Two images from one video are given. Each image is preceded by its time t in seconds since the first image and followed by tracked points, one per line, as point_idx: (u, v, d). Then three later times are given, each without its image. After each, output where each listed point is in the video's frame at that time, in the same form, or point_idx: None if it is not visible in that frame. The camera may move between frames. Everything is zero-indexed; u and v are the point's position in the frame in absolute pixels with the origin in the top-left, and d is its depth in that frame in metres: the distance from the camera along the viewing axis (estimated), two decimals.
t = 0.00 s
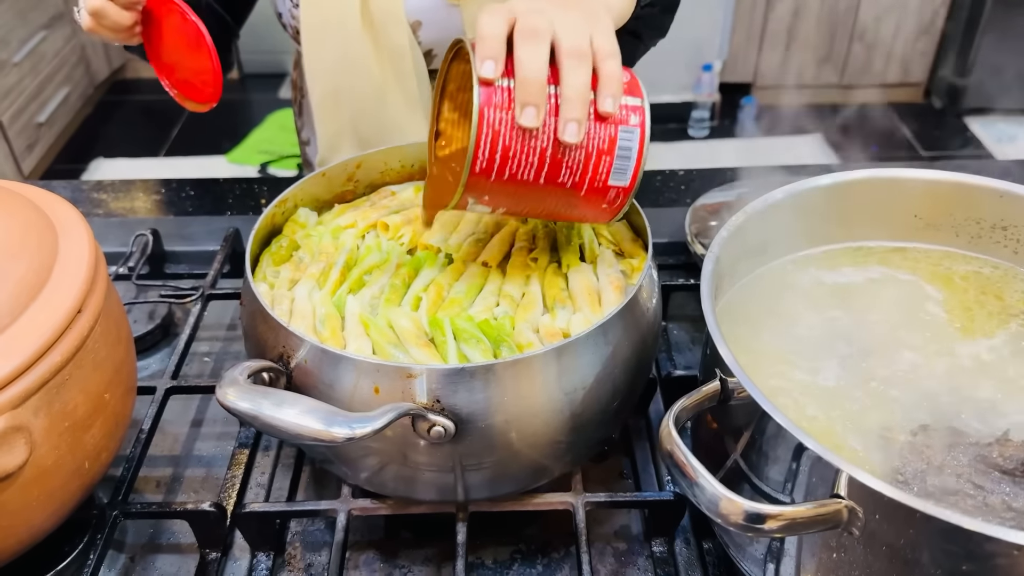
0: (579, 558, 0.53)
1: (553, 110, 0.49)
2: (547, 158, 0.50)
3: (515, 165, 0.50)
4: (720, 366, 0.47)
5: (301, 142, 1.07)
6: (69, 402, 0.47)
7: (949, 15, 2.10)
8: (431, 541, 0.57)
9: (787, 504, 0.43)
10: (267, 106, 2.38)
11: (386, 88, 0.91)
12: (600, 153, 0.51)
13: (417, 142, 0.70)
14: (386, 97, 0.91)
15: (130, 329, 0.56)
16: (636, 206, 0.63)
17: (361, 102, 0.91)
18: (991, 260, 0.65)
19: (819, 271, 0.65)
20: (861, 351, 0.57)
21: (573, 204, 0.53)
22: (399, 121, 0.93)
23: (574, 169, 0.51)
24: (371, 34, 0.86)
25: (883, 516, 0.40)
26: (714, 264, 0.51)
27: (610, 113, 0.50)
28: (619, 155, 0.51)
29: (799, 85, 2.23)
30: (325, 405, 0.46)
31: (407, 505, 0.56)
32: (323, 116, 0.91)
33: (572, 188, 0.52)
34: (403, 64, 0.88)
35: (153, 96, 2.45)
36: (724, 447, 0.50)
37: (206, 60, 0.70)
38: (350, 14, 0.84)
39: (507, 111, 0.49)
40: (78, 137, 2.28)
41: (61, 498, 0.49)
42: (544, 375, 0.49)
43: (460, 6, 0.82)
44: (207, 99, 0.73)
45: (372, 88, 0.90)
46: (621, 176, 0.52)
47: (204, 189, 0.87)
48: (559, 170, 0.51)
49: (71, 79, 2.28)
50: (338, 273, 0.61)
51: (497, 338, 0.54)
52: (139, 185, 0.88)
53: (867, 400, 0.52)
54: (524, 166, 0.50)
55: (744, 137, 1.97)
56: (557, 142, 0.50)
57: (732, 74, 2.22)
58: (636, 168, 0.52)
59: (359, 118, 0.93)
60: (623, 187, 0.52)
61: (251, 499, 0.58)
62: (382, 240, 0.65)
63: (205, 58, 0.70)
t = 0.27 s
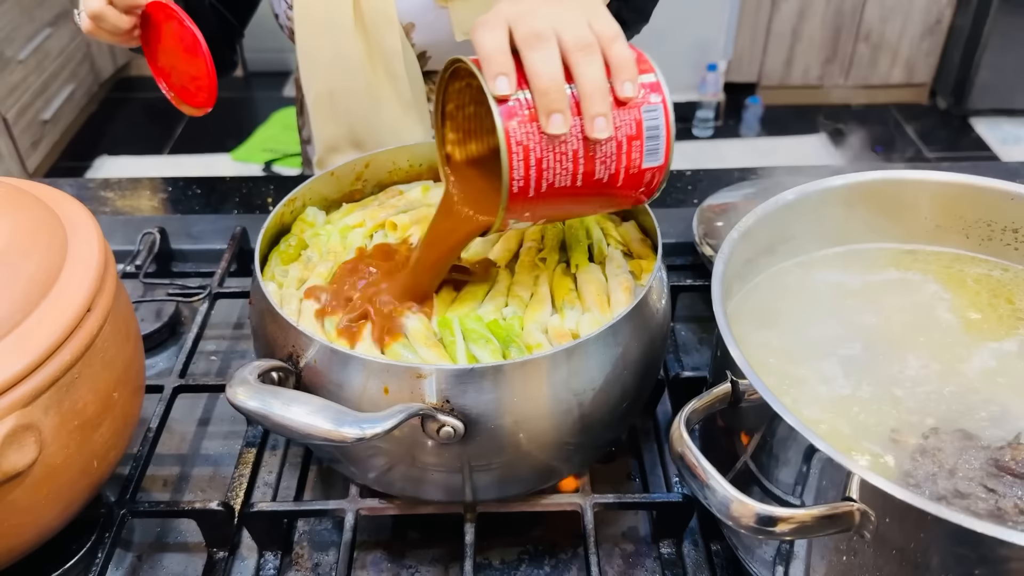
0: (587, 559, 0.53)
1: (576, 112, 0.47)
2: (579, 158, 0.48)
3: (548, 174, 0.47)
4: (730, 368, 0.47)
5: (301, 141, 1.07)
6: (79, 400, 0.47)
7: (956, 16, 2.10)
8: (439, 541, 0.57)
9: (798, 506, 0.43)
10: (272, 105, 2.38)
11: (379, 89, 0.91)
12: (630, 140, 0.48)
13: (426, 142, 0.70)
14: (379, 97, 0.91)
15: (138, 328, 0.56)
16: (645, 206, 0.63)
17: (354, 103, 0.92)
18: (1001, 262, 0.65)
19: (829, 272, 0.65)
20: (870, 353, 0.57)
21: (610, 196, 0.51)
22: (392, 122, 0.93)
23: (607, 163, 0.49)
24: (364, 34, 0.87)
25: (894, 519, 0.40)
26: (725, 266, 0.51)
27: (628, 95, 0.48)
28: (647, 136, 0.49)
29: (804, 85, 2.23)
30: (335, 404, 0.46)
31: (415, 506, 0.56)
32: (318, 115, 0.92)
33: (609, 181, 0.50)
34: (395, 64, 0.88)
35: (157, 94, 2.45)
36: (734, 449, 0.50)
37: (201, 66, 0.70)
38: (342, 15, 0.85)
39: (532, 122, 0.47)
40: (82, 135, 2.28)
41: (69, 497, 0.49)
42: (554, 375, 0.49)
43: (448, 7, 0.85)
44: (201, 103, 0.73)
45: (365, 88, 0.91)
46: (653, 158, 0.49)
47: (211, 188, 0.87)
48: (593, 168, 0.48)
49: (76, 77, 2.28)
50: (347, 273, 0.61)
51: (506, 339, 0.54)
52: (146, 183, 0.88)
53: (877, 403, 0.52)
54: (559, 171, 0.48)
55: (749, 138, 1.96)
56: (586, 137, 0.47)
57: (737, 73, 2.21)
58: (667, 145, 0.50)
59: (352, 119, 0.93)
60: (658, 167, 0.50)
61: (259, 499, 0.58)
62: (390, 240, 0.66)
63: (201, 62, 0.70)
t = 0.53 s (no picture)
0: (590, 561, 0.53)
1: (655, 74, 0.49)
2: (660, 117, 0.50)
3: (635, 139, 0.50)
4: (735, 369, 0.47)
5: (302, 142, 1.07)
6: (81, 400, 0.47)
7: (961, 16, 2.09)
8: (441, 542, 0.57)
9: (802, 509, 0.43)
10: (275, 103, 2.38)
11: (382, 90, 0.90)
12: (704, 94, 0.51)
13: (430, 142, 0.70)
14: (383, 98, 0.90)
15: (141, 327, 0.56)
16: (649, 207, 0.63)
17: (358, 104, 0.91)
18: (1007, 265, 0.64)
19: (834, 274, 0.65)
20: (874, 355, 0.56)
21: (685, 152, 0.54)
22: (393, 123, 0.92)
23: (683, 118, 0.51)
24: (366, 34, 0.87)
25: (898, 522, 0.40)
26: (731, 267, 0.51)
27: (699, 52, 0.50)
28: (718, 87, 0.52)
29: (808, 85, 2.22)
30: (338, 405, 0.46)
31: (417, 506, 0.56)
32: (319, 116, 0.91)
33: (686, 136, 0.52)
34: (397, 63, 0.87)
35: (160, 93, 2.46)
36: (738, 451, 0.49)
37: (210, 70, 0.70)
38: (345, 16, 0.85)
39: (616, 94, 0.49)
40: (86, 133, 2.28)
41: (72, 496, 0.49)
42: (557, 377, 0.48)
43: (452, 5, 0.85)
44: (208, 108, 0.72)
45: (367, 89, 0.90)
46: (726, 106, 0.52)
47: (215, 187, 0.87)
48: (671, 126, 0.51)
49: (79, 76, 2.29)
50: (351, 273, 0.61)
51: (510, 340, 0.54)
52: (149, 182, 0.88)
53: (881, 405, 0.52)
54: (643, 134, 0.50)
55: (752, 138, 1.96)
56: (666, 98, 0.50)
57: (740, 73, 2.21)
58: (738, 93, 0.53)
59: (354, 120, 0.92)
60: (730, 115, 0.53)
61: (261, 499, 0.57)
62: (394, 240, 0.65)
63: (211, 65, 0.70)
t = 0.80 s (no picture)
0: (590, 562, 0.53)
1: (636, 31, 0.49)
2: (611, 76, 0.49)
3: (581, 68, 0.47)
4: (735, 371, 0.46)
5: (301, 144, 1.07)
6: (80, 400, 0.47)
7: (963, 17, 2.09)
8: (441, 543, 0.57)
9: (801, 511, 0.43)
10: (276, 103, 2.38)
11: (393, 89, 0.90)
12: (641, 95, 0.51)
13: (430, 142, 0.70)
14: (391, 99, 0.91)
15: (141, 327, 0.56)
16: (650, 208, 0.63)
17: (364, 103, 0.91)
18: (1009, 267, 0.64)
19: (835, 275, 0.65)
20: (875, 357, 0.56)
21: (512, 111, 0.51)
22: (403, 120, 0.92)
23: (620, 101, 0.50)
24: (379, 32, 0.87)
25: (899, 525, 0.40)
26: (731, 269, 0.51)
27: (667, 63, 0.52)
28: (649, 105, 0.52)
29: (810, 86, 2.22)
30: (337, 405, 0.46)
31: (417, 507, 0.56)
32: (328, 114, 0.91)
33: (595, 124, 0.51)
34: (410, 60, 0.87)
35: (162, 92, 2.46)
36: (738, 453, 0.49)
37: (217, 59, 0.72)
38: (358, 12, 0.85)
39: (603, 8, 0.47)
40: (88, 133, 2.28)
41: (71, 496, 0.49)
42: (557, 378, 0.48)
43: None
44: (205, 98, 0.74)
45: (378, 86, 0.90)
46: (642, 128, 0.52)
47: (215, 187, 0.87)
48: (608, 94, 0.49)
49: (81, 75, 2.29)
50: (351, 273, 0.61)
51: (509, 341, 0.54)
52: (150, 181, 0.88)
53: (882, 407, 0.52)
54: (590, 68, 0.47)
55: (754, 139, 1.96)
56: (630, 57, 0.49)
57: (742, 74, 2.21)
58: (655, 125, 0.53)
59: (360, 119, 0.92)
60: (639, 138, 0.53)
61: (260, 499, 0.57)
62: (394, 240, 0.65)
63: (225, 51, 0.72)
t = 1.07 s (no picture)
0: (588, 564, 0.53)
1: None
2: (476, 23, 0.48)
3: None
4: (732, 374, 0.47)
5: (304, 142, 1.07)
6: (80, 403, 0.47)
7: (964, 17, 2.08)
8: (439, 544, 0.57)
9: (798, 514, 0.43)
10: (277, 104, 2.38)
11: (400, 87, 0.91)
12: (486, 72, 0.50)
13: (429, 144, 0.70)
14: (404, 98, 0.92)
15: (140, 329, 0.56)
16: (648, 211, 0.63)
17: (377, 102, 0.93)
18: (1006, 269, 0.64)
19: (833, 278, 0.65)
20: (871, 359, 0.56)
21: (382, 38, 0.49)
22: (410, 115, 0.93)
23: (477, 59, 0.49)
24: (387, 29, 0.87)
25: (896, 527, 0.40)
26: (728, 272, 0.51)
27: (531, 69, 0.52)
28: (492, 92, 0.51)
29: (810, 87, 2.22)
30: (335, 408, 0.46)
31: (415, 509, 0.56)
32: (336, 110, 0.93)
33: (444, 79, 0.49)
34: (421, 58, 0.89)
35: (162, 92, 2.46)
36: (735, 455, 0.49)
37: None
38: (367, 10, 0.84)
39: None
40: (88, 133, 2.28)
41: (70, 498, 0.49)
42: (555, 381, 0.48)
43: None
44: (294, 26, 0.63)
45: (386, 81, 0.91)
46: (479, 110, 0.51)
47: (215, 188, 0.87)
48: (464, 43, 0.49)
49: (83, 75, 2.29)
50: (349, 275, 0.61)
51: (508, 343, 0.54)
52: (150, 183, 0.88)
53: (878, 410, 0.52)
54: None
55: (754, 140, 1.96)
56: (500, 12, 0.49)
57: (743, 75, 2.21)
58: (494, 117, 0.51)
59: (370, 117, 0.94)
60: (468, 120, 0.51)
61: (259, 501, 0.57)
62: (393, 242, 0.65)
63: None
